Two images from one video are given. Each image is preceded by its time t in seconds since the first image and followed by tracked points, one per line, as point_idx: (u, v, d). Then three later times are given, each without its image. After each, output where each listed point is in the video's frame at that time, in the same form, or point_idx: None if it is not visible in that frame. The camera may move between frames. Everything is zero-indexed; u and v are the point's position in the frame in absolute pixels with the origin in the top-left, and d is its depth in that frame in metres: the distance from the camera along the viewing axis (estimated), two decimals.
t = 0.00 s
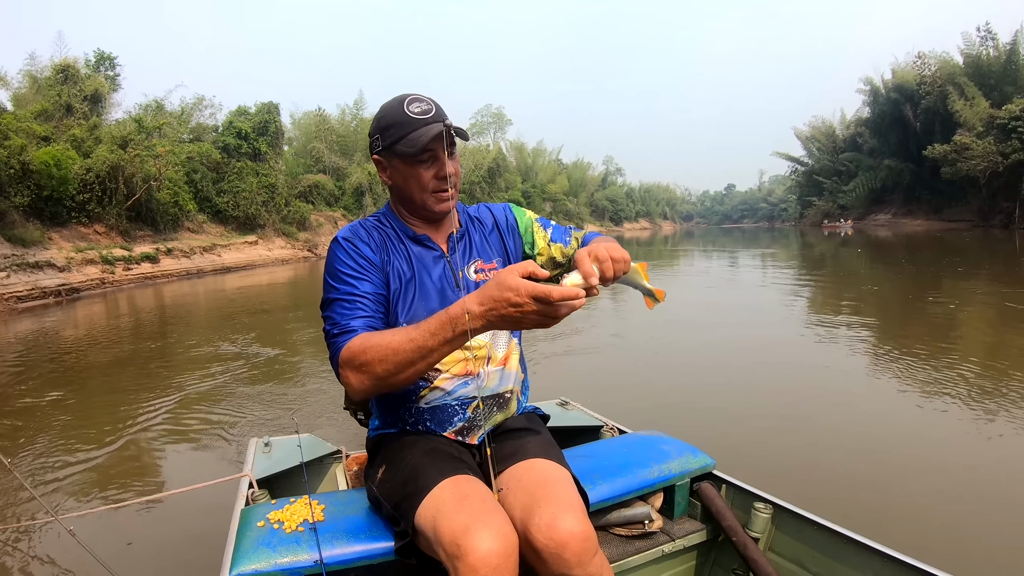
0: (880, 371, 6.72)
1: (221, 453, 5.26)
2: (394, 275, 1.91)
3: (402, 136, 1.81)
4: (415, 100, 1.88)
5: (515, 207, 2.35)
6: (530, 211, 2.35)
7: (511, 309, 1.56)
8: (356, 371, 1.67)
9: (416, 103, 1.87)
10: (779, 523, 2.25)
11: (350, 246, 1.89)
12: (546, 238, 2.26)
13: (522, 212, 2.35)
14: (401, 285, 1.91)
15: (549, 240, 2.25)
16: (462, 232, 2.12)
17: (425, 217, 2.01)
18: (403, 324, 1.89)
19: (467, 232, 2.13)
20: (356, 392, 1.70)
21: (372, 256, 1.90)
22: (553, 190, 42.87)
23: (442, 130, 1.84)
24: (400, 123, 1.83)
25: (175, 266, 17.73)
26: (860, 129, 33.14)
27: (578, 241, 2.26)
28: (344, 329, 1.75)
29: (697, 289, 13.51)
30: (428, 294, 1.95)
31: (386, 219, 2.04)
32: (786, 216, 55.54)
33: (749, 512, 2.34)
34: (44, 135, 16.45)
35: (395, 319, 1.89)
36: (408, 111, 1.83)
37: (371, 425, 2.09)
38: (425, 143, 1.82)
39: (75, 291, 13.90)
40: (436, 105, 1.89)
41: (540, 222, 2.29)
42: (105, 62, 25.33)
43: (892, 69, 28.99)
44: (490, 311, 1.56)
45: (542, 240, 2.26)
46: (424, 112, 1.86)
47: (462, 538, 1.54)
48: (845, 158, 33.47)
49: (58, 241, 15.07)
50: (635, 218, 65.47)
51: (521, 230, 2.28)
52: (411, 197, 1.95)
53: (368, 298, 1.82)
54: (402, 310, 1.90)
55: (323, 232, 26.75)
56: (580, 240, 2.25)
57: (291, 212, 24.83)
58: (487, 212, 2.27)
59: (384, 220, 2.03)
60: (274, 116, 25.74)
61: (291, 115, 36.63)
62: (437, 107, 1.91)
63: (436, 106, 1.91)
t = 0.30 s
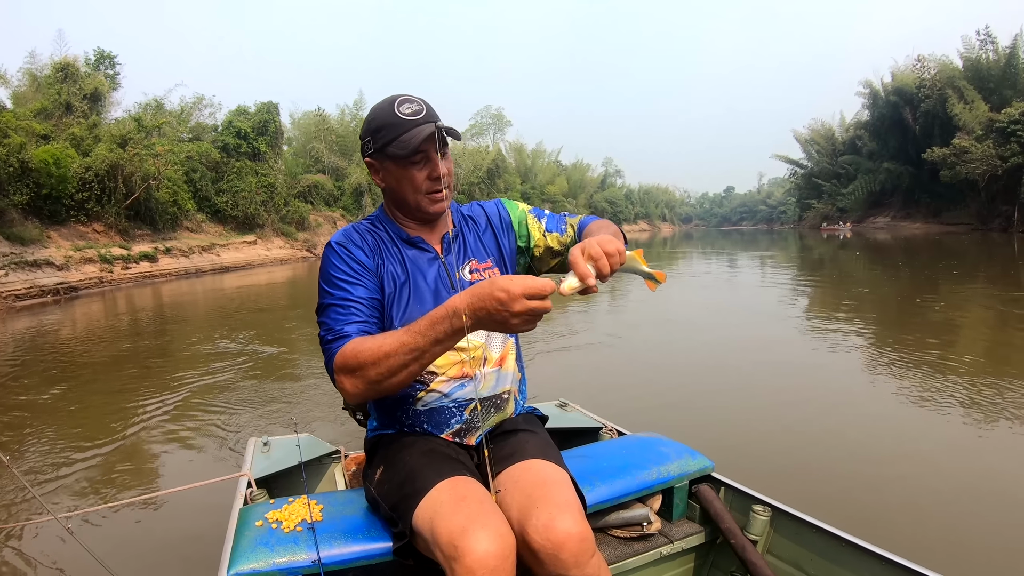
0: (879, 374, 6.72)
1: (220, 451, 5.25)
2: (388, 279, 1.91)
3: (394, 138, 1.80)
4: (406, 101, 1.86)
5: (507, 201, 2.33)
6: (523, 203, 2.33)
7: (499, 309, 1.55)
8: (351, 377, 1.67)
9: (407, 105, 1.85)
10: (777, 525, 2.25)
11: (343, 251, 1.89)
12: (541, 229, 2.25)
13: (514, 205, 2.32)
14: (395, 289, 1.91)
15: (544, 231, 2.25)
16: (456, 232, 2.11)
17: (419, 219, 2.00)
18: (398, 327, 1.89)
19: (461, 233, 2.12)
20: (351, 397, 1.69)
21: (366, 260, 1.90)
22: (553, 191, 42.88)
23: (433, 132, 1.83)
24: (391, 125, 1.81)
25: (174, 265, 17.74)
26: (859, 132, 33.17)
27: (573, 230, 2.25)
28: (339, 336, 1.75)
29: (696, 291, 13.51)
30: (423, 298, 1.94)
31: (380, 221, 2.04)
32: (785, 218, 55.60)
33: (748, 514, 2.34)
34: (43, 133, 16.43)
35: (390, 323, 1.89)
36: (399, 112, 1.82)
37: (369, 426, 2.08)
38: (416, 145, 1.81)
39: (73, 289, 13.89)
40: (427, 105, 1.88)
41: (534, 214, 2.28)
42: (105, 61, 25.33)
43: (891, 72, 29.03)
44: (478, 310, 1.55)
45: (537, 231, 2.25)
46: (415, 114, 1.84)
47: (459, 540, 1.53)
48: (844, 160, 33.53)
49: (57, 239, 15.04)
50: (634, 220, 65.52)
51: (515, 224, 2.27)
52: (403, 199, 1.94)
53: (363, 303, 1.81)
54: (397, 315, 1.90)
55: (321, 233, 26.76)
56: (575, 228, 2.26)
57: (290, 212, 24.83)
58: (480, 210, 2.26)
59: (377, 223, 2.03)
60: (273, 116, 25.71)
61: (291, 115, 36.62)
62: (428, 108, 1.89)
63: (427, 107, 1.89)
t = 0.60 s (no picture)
0: (878, 375, 6.73)
1: (220, 450, 5.26)
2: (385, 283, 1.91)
3: (388, 141, 1.81)
4: (400, 104, 1.86)
5: (501, 200, 2.32)
6: (518, 203, 2.33)
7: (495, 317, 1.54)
8: (351, 382, 1.66)
9: (401, 108, 1.85)
10: (776, 526, 2.25)
11: (339, 254, 1.89)
12: (536, 228, 2.25)
13: (508, 204, 2.32)
14: (392, 292, 1.91)
15: (539, 229, 2.25)
16: (452, 232, 2.11)
17: (415, 221, 2.00)
18: (394, 331, 1.90)
19: (456, 234, 2.12)
20: (353, 401, 1.69)
21: (363, 264, 1.90)
22: (552, 192, 42.89)
23: (427, 133, 1.83)
24: (385, 128, 1.82)
25: (173, 265, 17.74)
26: (858, 133, 33.22)
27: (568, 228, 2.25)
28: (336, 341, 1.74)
29: (694, 292, 13.52)
30: (420, 300, 1.94)
31: (375, 224, 2.04)
32: (784, 220, 55.67)
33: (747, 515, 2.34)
34: (42, 132, 16.42)
35: (387, 326, 1.90)
36: (392, 115, 1.82)
37: (367, 428, 2.07)
38: (410, 148, 1.81)
39: (72, 289, 13.87)
40: (420, 107, 1.89)
41: (529, 213, 2.28)
42: (104, 60, 25.30)
43: (891, 74, 29.08)
44: (475, 311, 1.55)
45: (532, 229, 2.25)
46: (408, 117, 1.84)
47: (457, 541, 1.53)
48: (843, 162, 33.59)
49: (55, 238, 15.02)
50: (632, 221, 65.56)
51: (509, 224, 2.26)
52: (398, 202, 1.94)
53: (361, 306, 1.82)
54: (395, 318, 1.90)
55: (320, 233, 26.76)
56: (570, 226, 2.26)
57: (289, 212, 24.83)
58: (475, 211, 2.25)
59: (373, 226, 2.02)
60: (272, 116, 25.70)
61: (290, 115, 36.61)
62: (422, 111, 1.89)
63: (421, 110, 1.89)
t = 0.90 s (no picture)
0: (876, 376, 6.74)
1: (221, 451, 5.26)
2: (384, 283, 1.91)
3: (389, 141, 1.80)
4: (404, 103, 1.85)
5: (502, 201, 2.32)
6: (519, 204, 2.33)
7: (495, 314, 1.55)
8: (349, 380, 1.66)
9: (404, 107, 1.84)
10: (777, 526, 2.25)
11: (339, 253, 1.88)
12: (537, 231, 2.26)
13: (510, 205, 2.32)
14: (392, 292, 1.91)
15: (539, 232, 2.26)
16: (453, 232, 2.12)
17: (414, 222, 2.00)
18: (394, 331, 1.90)
19: (456, 235, 2.12)
20: (350, 400, 1.69)
21: (363, 263, 1.90)
22: (551, 193, 42.91)
23: (431, 135, 1.83)
24: (387, 127, 1.81)
25: (172, 265, 17.76)
26: (858, 134, 33.25)
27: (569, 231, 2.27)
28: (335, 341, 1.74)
29: (693, 292, 13.54)
30: (419, 301, 1.94)
31: (376, 222, 2.04)
32: (783, 220, 55.75)
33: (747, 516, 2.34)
34: (41, 132, 16.40)
35: (387, 326, 1.90)
36: (395, 115, 1.81)
37: (367, 428, 2.07)
38: (412, 149, 1.80)
39: (71, 289, 13.88)
40: (423, 107, 1.87)
41: (529, 215, 2.29)
42: (104, 60, 25.29)
43: (890, 75, 29.11)
44: (474, 309, 1.55)
45: (532, 231, 2.26)
46: (411, 118, 1.83)
47: (456, 541, 1.53)
48: (843, 163, 33.64)
49: (54, 238, 15.00)
50: (632, 222, 65.58)
51: (510, 226, 2.26)
52: (398, 202, 1.94)
53: (360, 305, 1.82)
54: (394, 319, 1.90)
55: (319, 233, 26.78)
56: (570, 231, 2.27)
57: (287, 212, 24.84)
58: (475, 211, 2.25)
59: (373, 225, 2.02)
60: (271, 116, 25.68)
61: (289, 115, 36.58)
62: (426, 111, 1.88)
63: (425, 110, 1.88)
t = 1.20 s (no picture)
0: (876, 376, 6.74)
1: (220, 450, 5.25)
2: (385, 281, 1.91)
3: (397, 141, 1.81)
4: (413, 104, 1.86)
5: (505, 203, 2.33)
6: (523, 206, 2.33)
7: (499, 312, 1.55)
8: (348, 374, 1.66)
9: (414, 108, 1.85)
10: (777, 525, 2.25)
11: (341, 251, 1.89)
12: (539, 233, 2.26)
13: (513, 207, 2.32)
14: (393, 291, 1.91)
15: (542, 235, 2.26)
16: (455, 233, 2.11)
17: (417, 222, 2.00)
18: (394, 329, 1.90)
19: (458, 235, 2.12)
20: (348, 394, 1.69)
21: (365, 260, 1.90)
22: (550, 193, 42.95)
23: (437, 137, 1.84)
24: (395, 127, 1.82)
25: (171, 265, 17.76)
26: (857, 135, 33.30)
27: (572, 235, 2.26)
28: (335, 337, 1.75)
29: (692, 292, 13.56)
30: (420, 300, 1.94)
31: (379, 221, 2.04)
32: (781, 221, 55.79)
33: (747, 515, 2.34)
34: (41, 132, 16.39)
35: (387, 324, 1.90)
36: (404, 115, 1.82)
37: (367, 428, 2.07)
38: (419, 150, 1.81)
39: (70, 288, 13.88)
40: (432, 109, 1.89)
41: (532, 217, 2.29)
42: (103, 59, 25.28)
43: (889, 76, 29.17)
44: (479, 311, 1.55)
45: (535, 234, 2.26)
46: (419, 119, 1.84)
47: (457, 541, 1.53)
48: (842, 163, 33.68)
49: (53, 238, 15.00)
50: (631, 222, 65.60)
51: (513, 227, 2.26)
52: (402, 201, 1.94)
53: (361, 302, 1.82)
54: (395, 317, 1.90)
55: (319, 233, 26.79)
56: (573, 233, 2.27)
57: (286, 213, 24.85)
58: (478, 213, 2.25)
59: (375, 223, 2.03)
60: (271, 116, 25.66)
61: (289, 115, 36.58)
62: (434, 114, 1.89)
63: (433, 112, 1.89)
